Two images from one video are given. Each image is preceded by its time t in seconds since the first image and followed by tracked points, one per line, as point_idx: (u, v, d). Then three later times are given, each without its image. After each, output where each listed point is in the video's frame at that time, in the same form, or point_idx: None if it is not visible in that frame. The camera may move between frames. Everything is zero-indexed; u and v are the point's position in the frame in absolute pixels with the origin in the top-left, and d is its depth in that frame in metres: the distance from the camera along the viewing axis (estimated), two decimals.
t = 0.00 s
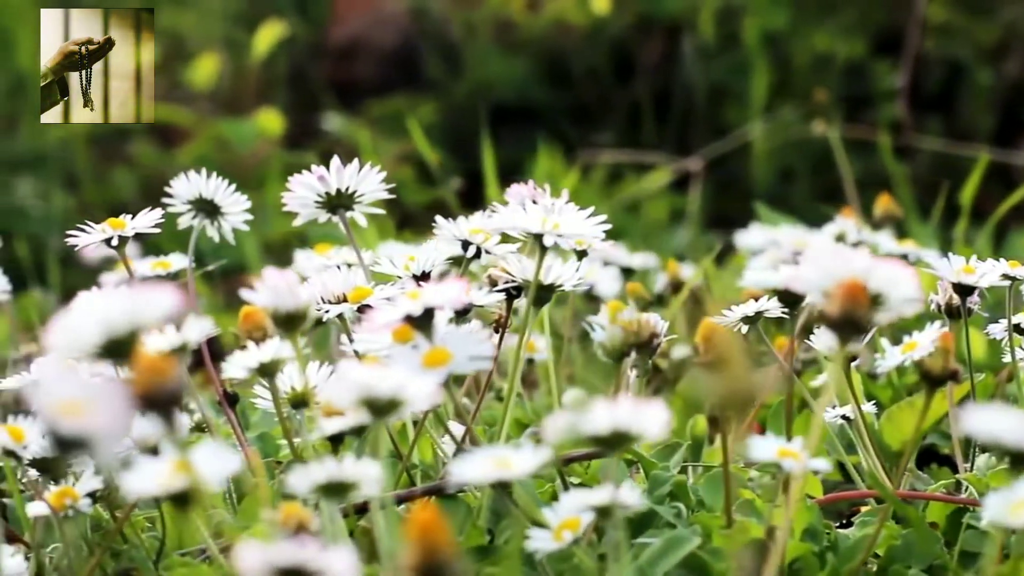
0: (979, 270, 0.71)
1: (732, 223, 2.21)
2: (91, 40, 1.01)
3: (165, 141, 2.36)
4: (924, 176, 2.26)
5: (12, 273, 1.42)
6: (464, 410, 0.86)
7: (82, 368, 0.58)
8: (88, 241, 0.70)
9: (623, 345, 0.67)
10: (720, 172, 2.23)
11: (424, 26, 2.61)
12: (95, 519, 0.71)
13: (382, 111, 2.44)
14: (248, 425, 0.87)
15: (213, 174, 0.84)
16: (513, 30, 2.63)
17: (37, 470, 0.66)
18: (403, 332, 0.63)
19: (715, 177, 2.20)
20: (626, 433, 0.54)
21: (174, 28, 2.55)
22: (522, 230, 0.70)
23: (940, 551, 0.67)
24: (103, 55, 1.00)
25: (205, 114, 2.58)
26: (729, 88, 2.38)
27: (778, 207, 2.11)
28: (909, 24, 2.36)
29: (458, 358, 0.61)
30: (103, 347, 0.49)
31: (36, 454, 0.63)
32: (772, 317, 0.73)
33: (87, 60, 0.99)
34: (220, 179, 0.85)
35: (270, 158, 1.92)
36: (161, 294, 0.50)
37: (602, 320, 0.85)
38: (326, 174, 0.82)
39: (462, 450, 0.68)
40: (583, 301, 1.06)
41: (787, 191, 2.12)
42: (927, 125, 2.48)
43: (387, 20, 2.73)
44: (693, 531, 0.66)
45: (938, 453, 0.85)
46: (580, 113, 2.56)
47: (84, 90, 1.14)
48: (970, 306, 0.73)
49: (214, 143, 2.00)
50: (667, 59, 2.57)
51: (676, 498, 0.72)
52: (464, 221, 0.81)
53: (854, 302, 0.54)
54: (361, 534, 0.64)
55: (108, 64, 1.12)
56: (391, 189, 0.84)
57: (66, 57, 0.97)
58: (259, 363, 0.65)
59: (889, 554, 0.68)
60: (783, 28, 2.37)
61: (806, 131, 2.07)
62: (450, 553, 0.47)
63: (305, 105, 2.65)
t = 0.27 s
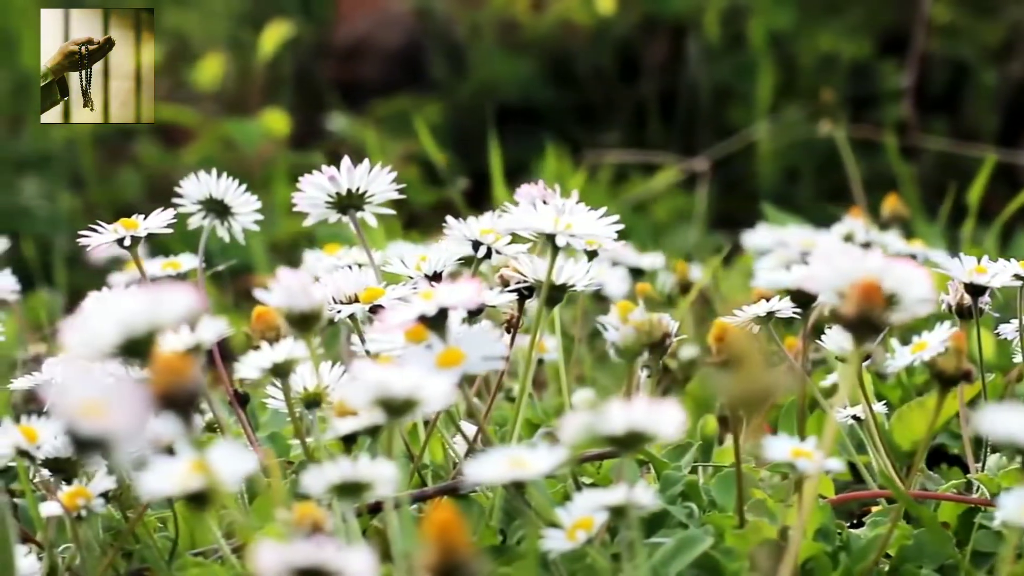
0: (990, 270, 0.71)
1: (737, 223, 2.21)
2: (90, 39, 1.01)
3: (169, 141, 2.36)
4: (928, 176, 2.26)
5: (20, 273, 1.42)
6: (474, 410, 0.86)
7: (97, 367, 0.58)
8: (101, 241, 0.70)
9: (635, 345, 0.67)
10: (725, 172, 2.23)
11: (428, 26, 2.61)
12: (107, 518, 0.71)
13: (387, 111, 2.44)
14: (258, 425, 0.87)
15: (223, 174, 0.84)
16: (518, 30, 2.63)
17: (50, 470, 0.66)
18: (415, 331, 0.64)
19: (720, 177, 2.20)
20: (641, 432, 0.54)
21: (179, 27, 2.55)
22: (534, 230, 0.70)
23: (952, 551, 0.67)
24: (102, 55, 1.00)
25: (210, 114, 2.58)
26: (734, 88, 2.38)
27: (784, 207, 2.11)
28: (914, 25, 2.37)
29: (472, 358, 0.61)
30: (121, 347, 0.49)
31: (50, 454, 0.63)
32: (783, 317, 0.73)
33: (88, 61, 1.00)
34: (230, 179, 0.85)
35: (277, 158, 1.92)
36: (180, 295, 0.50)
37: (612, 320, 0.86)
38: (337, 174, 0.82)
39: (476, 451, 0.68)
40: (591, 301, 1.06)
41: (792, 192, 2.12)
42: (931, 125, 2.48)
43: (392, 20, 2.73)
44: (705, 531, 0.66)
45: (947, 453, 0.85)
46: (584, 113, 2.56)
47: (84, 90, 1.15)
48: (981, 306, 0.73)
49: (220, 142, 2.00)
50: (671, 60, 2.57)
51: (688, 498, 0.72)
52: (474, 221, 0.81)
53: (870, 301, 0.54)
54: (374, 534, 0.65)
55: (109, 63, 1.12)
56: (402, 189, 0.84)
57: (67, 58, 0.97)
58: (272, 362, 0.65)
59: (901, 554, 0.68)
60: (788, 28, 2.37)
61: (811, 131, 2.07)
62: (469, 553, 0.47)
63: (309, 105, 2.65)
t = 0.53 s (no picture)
0: (1002, 269, 0.71)
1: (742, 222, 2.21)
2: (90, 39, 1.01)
3: (174, 140, 2.36)
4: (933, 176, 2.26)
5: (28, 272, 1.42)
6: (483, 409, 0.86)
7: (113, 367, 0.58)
8: (114, 240, 0.70)
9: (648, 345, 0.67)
10: (730, 172, 2.23)
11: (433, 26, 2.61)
12: (118, 518, 0.71)
13: (392, 111, 2.44)
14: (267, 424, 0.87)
15: (234, 174, 0.84)
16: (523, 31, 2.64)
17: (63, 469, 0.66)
18: (428, 331, 0.65)
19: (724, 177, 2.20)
20: (657, 433, 0.54)
21: (184, 27, 2.55)
22: (546, 230, 0.70)
23: (964, 551, 0.67)
24: (102, 56, 1.00)
25: (215, 114, 2.58)
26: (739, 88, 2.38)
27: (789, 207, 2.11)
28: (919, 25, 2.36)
29: (487, 358, 0.61)
30: (140, 347, 0.49)
31: (64, 454, 0.63)
32: (795, 317, 0.73)
33: (88, 60, 0.99)
34: (241, 179, 0.85)
35: (283, 158, 1.92)
36: (197, 295, 0.50)
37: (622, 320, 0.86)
38: (347, 174, 0.82)
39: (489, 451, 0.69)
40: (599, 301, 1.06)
41: (797, 192, 2.12)
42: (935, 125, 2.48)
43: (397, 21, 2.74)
44: (718, 530, 0.66)
45: (956, 453, 0.85)
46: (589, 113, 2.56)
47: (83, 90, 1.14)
48: (992, 306, 0.73)
49: (225, 142, 1.99)
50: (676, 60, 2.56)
51: (700, 497, 0.72)
52: (485, 220, 0.81)
53: (885, 302, 0.54)
54: (388, 533, 0.65)
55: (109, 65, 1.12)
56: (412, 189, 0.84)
57: (66, 59, 0.97)
58: (285, 363, 0.65)
59: (913, 553, 0.68)
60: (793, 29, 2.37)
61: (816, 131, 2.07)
62: (487, 553, 0.47)
63: (313, 105, 2.65)
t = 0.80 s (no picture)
0: (1015, 269, 0.71)
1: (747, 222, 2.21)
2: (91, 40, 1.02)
3: (179, 141, 2.36)
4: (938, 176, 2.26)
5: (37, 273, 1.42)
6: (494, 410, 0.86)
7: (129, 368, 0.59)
8: (128, 241, 0.71)
9: (662, 345, 0.67)
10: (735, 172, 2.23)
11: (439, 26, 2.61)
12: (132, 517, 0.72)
13: (397, 111, 2.43)
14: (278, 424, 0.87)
15: (246, 174, 0.84)
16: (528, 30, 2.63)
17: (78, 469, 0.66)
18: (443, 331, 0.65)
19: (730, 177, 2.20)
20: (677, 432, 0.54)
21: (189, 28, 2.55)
22: (560, 230, 0.70)
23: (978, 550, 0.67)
24: (103, 56, 1.00)
25: (220, 114, 2.58)
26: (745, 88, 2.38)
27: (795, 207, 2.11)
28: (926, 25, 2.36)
29: (503, 358, 0.61)
30: (160, 347, 0.49)
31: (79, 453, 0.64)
32: (809, 317, 0.72)
33: (88, 61, 1.00)
34: (253, 180, 0.85)
35: (290, 158, 1.92)
36: (217, 294, 0.50)
37: (635, 320, 0.86)
38: (359, 174, 0.82)
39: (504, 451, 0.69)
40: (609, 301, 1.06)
41: (803, 193, 2.12)
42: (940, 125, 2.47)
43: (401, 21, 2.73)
44: (733, 530, 0.66)
45: (967, 453, 0.85)
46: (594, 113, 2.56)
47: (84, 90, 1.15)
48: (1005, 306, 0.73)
49: (231, 142, 1.99)
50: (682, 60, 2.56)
51: (714, 498, 0.72)
52: (497, 220, 0.81)
53: (904, 302, 0.55)
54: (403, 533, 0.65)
55: (108, 64, 1.14)
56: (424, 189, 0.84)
57: (66, 58, 0.98)
58: (301, 363, 0.65)
59: (926, 553, 0.68)
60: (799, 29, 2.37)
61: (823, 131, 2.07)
62: (509, 553, 0.47)
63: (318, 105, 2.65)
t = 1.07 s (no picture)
0: None
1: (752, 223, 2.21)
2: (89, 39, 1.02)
3: (183, 141, 2.35)
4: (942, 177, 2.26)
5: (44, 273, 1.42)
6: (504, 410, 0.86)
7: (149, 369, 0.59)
8: (142, 240, 0.71)
9: (676, 344, 0.67)
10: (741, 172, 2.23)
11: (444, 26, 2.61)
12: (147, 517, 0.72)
13: (402, 112, 2.43)
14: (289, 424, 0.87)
15: (257, 174, 0.84)
16: (534, 30, 2.63)
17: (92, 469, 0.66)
18: (458, 331, 0.65)
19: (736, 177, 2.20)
20: (694, 432, 0.54)
21: (194, 28, 2.55)
22: (574, 231, 0.70)
23: (991, 550, 0.67)
24: (103, 56, 1.01)
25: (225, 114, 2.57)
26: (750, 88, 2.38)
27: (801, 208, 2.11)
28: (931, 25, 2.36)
29: (518, 358, 0.61)
30: (180, 347, 0.49)
31: (94, 454, 0.64)
32: (821, 317, 0.73)
33: (87, 61, 1.01)
34: (264, 179, 0.85)
35: (296, 158, 1.91)
36: (237, 294, 0.50)
37: (646, 320, 0.86)
38: (371, 174, 0.82)
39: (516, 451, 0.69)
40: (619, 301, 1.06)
41: (808, 194, 2.12)
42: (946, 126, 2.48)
43: (406, 20, 2.72)
44: (747, 530, 0.66)
45: (977, 452, 0.85)
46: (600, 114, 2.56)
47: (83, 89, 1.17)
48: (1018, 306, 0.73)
49: (236, 142, 1.99)
50: (687, 60, 2.56)
51: (726, 497, 0.72)
52: (508, 220, 0.81)
53: (921, 302, 0.54)
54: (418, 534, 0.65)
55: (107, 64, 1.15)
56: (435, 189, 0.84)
57: (67, 57, 0.99)
58: (315, 362, 0.65)
59: (939, 553, 0.68)
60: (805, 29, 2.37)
61: (830, 131, 2.07)
62: (531, 553, 0.47)
63: (323, 105, 2.64)
